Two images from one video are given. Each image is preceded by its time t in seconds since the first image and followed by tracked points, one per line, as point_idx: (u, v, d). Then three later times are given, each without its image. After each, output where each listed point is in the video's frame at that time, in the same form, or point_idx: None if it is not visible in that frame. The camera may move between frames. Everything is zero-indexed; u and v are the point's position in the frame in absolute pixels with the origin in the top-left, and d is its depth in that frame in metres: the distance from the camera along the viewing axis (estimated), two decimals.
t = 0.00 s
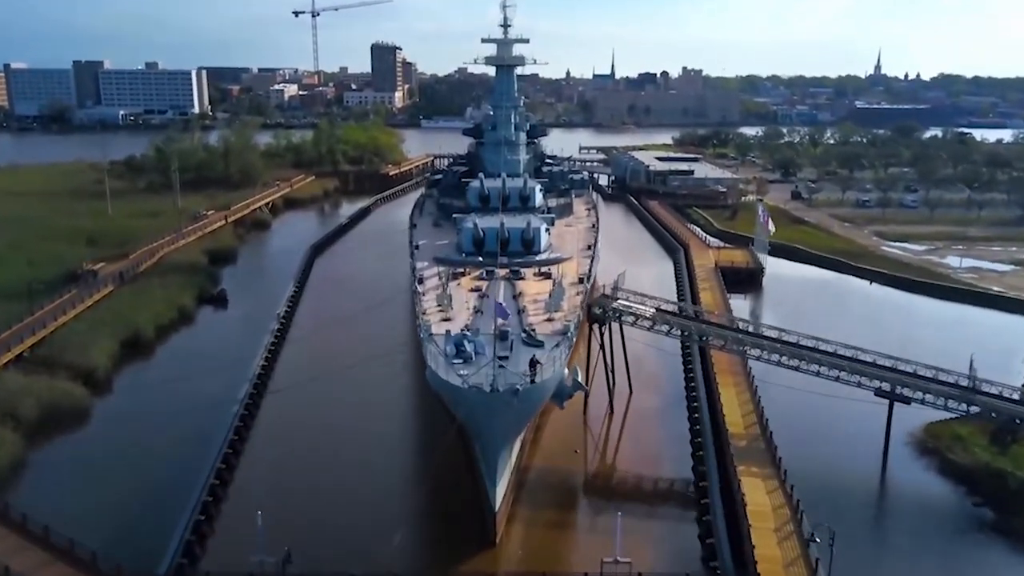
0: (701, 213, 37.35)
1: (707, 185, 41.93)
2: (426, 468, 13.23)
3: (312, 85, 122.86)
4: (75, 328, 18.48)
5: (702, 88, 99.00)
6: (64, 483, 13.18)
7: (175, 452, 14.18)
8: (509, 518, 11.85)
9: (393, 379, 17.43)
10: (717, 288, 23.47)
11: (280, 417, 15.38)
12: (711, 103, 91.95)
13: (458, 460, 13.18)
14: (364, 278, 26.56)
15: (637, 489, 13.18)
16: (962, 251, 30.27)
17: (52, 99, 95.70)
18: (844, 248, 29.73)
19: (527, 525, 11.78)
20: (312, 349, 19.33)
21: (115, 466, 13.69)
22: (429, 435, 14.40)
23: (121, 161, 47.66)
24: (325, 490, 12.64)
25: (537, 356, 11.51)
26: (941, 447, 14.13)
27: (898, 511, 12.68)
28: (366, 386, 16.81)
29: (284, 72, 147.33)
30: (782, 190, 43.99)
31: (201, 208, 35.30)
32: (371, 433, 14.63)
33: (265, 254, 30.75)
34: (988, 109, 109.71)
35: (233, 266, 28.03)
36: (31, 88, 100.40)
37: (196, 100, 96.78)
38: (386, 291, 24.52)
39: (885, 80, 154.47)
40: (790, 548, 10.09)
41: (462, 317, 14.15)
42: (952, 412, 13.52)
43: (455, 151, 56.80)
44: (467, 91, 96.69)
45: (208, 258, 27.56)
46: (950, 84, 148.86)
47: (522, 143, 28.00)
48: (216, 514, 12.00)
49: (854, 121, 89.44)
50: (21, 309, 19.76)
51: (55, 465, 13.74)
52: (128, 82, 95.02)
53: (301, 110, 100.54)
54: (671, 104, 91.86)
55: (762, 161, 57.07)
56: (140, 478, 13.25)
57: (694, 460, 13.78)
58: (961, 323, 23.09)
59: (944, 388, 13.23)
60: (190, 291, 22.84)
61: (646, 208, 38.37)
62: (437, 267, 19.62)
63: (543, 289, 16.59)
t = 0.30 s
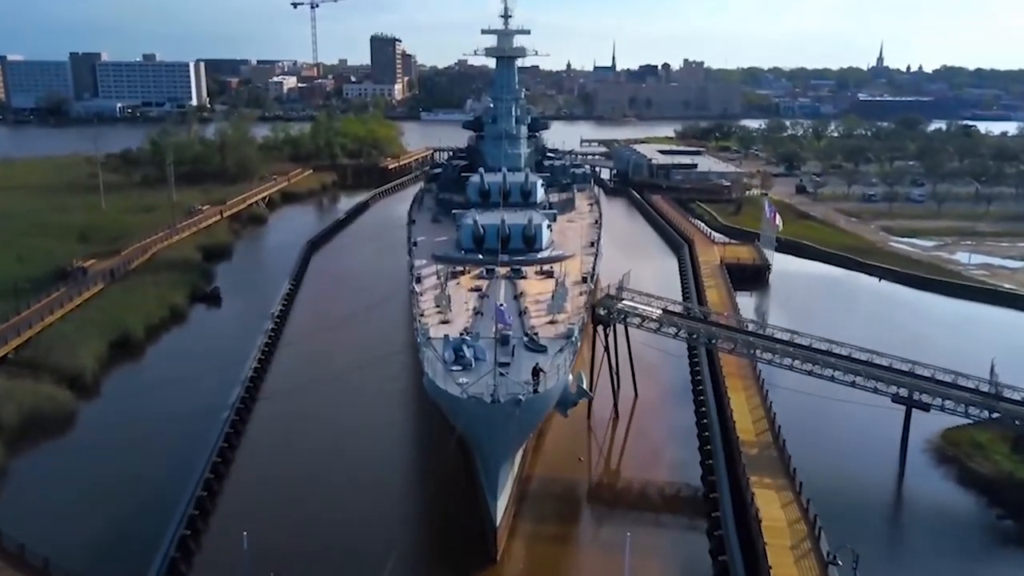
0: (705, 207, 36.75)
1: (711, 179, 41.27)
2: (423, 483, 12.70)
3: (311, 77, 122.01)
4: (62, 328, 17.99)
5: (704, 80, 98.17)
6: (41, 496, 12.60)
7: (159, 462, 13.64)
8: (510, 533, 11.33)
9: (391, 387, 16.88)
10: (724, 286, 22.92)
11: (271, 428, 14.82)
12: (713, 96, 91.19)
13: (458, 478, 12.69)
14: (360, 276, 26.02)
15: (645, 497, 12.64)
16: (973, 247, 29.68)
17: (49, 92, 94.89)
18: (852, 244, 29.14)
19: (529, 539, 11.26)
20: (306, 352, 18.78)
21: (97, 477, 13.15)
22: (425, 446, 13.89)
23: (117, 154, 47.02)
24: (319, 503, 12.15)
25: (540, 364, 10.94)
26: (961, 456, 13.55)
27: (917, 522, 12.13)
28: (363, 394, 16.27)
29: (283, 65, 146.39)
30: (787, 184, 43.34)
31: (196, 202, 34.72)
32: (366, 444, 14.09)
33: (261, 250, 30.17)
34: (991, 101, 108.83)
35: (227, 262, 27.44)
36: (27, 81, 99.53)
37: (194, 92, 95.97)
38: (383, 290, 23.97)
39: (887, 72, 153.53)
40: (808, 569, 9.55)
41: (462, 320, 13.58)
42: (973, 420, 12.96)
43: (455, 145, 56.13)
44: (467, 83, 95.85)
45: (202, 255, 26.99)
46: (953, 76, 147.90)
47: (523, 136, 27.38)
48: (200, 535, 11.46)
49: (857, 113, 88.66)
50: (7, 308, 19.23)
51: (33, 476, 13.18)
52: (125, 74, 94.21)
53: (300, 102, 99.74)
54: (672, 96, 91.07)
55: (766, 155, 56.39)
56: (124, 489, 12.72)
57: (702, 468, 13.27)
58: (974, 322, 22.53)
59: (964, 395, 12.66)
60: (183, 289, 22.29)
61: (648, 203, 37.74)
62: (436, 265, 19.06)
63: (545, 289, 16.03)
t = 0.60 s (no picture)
0: (709, 201, 36.07)
1: (716, 172, 40.51)
2: (417, 514, 12.14)
3: (311, 69, 121.05)
4: (48, 328, 17.52)
5: (707, 71, 97.21)
6: (12, 524, 12.08)
7: (137, 488, 13.11)
8: (512, 551, 10.72)
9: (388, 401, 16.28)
10: (732, 284, 22.27)
11: (261, 450, 14.36)
12: (715, 87, 90.34)
13: (451, 512, 12.13)
14: (358, 275, 25.40)
15: (654, 509, 12.03)
16: (985, 242, 29.01)
17: (46, 83, 94.03)
18: (862, 240, 28.49)
19: (532, 558, 10.65)
20: (299, 362, 18.20)
21: (72, 505, 12.65)
22: (417, 475, 13.33)
23: (112, 147, 46.34)
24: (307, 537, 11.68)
25: (544, 375, 10.30)
26: (986, 467, 12.91)
27: (940, 535, 11.51)
28: (357, 413, 15.71)
29: (282, 56, 145.32)
30: (793, 177, 42.62)
31: (191, 196, 34.09)
32: (357, 472, 13.51)
33: (257, 245, 29.53)
34: (996, 92, 107.81)
35: (221, 259, 26.80)
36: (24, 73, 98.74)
37: (193, 84, 95.10)
38: (381, 291, 23.36)
39: (891, 63, 152.47)
40: None
41: (461, 324, 12.96)
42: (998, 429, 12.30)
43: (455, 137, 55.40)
44: (467, 73, 94.89)
45: (196, 250, 26.37)
46: (957, 67, 146.83)
47: (524, 128, 26.69)
48: None
49: (862, 105, 87.74)
50: None
51: (10, 498, 12.73)
52: (123, 66, 93.38)
53: (299, 94, 98.86)
54: (675, 88, 90.16)
55: (770, 147, 55.63)
56: (99, 519, 12.20)
57: (713, 478, 12.67)
58: (989, 322, 21.91)
59: (992, 404, 11.98)
60: (174, 286, 21.69)
61: (652, 197, 37.08)
62: (435, 262, 18.44)
63: (549, 289, 15.39)
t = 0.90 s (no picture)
0: (714, 196, 35.46)
1: (720, 166, 39.96)
2: (419, 525, 11.50)
3: (310, 61, 120.22)
4: (34, 330, 16.98)
5: (708, 63, 96.48)
6: None
7: (119, 502, 12.39)
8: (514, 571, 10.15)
9: (387, 404, 15.68)
10: (740, 282, 21.69)
11: (254, 452, 13.74)
12: (717, 80, 89.67)
13: (449, 522, 11.49)
14: (355, 273, 24.86)
15: (663, 521, 11.47)
16: (996, 238, 28.44)
17: (44, 75, 93.28)
18: (870, 235, 27.91)
19: None
20: (293, 362, 17.59)
21: (49, 522, 11.92)
22: (416, 483, 12.61)
23: (107, 140, 45.68)
24: (300, 548, 11.02)
25: (547, 387, 9.72)
26: (1011, 479, 12.35)
27: (966, 550, 10.94)
28: (354, 415, 15.09)
29: (281, 48, 144.47)
30: (798, 171, 42.02)
31: (186, 191, 33.46)
32: (354, 477, 12.84)
33: (253, 241, 28.94)
34: (999, 85, 107.14)
35: (215, 256, 26.17)
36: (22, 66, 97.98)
37: (190, 76, 94.34)
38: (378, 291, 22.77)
39: (893, 56, 151.67)
40: None
41: (461, 329, 12.39)
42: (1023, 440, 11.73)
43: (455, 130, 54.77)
44: (467, 66, 94.12)
45: (190, 247, 25.79)
46: (960, 59, 145.98)
47: (525, 122, 26.07)
48: None
49: (865, 98, 87.10)
50: None
51: None
52: (121, 58, 92.61)
53: (298, 86, 98.13)
54: (676, 80, 89.46)
55: (774, 140, 55.03)
56: (77, 539, 11.50)
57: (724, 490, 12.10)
58: (1003, 321, 21.35)
59: (1016, 413, 11.41)
60: (166, 285, 21.12)
61: (655, 191, 36.49)
62: (434, 261, 17.88)
63: (552, 291, 14.82)
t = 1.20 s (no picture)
0: (719, 190, 34.78)
1: (724, 159, 39.47)
2: (416, 548, 10.99)
3: (308, 52, 119.15)
4: (17, 333, 16.42)
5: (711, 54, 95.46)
6: None
7: (100, 519, 11.85)
8: None
9: (385, 413, 15.12)
10: (749, 281, 21.05)
11: (245, 465, 13.23)
12: (720, 71, 88.69)
13: (447, 546, 10.95)
14: (352, 273, 24.21)
15: (674, 537, 10.85)
16: (1009, 233, 27.76)
17: (40, 66, 92.29)
18: (881, 231, 27.24)
19: None
20: (286, 367, 17.00)
21: (26, 542, 11.39)
22: (413, 503, 12.06)
23: (102, 132, 44.96)
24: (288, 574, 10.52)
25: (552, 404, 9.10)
26: None
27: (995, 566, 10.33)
28: (351, 425, 14.54)
29: (280, 39, 143.23)
30: (804, 165, 41.27)
31: (180, 185, 32.80)
32: (351, 495, 12.31)
33: (248, 237, 28.29)
34: (1004, 76, 106.10)
35: (209, 252, 25.53)
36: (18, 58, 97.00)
37: (188, 66, 93.36)
38: (375, 293, 22.13)
39: (896, 46, 150.43)
40: None
41: (461, 335, 11.77)
42: None
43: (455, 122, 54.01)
44: (468, 57, 93.11)
45: (183, 244, 25.19)
46: (964, 50, 144.68)
47: (527, 114, 25.37)
48: None
49: (869, 89, 86.09)
50: None
51: None
52: (118, 49, 91.65)
53: (297, 78, 97.17)
54: (678, 72, 88.43)
55: (779, 133, 54.22)
56: (54, 561, 10.94)
57: (738, 505, 11.46)
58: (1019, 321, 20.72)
59: None
60: (157, 283, 20.51)
61: (659, 185, 35.80)
62: (433, 259, 17.25)
63: (556, 294, 14.19)
